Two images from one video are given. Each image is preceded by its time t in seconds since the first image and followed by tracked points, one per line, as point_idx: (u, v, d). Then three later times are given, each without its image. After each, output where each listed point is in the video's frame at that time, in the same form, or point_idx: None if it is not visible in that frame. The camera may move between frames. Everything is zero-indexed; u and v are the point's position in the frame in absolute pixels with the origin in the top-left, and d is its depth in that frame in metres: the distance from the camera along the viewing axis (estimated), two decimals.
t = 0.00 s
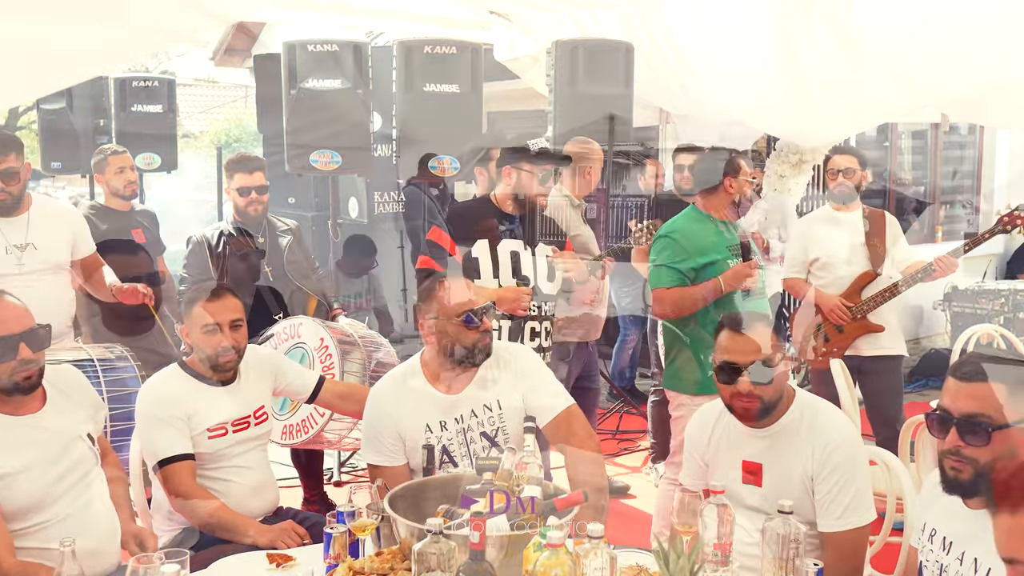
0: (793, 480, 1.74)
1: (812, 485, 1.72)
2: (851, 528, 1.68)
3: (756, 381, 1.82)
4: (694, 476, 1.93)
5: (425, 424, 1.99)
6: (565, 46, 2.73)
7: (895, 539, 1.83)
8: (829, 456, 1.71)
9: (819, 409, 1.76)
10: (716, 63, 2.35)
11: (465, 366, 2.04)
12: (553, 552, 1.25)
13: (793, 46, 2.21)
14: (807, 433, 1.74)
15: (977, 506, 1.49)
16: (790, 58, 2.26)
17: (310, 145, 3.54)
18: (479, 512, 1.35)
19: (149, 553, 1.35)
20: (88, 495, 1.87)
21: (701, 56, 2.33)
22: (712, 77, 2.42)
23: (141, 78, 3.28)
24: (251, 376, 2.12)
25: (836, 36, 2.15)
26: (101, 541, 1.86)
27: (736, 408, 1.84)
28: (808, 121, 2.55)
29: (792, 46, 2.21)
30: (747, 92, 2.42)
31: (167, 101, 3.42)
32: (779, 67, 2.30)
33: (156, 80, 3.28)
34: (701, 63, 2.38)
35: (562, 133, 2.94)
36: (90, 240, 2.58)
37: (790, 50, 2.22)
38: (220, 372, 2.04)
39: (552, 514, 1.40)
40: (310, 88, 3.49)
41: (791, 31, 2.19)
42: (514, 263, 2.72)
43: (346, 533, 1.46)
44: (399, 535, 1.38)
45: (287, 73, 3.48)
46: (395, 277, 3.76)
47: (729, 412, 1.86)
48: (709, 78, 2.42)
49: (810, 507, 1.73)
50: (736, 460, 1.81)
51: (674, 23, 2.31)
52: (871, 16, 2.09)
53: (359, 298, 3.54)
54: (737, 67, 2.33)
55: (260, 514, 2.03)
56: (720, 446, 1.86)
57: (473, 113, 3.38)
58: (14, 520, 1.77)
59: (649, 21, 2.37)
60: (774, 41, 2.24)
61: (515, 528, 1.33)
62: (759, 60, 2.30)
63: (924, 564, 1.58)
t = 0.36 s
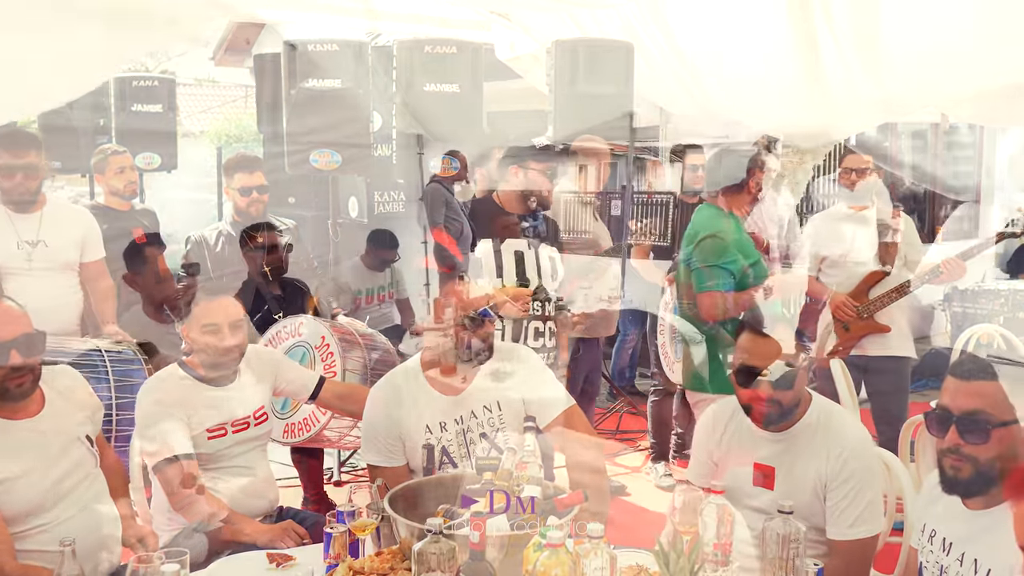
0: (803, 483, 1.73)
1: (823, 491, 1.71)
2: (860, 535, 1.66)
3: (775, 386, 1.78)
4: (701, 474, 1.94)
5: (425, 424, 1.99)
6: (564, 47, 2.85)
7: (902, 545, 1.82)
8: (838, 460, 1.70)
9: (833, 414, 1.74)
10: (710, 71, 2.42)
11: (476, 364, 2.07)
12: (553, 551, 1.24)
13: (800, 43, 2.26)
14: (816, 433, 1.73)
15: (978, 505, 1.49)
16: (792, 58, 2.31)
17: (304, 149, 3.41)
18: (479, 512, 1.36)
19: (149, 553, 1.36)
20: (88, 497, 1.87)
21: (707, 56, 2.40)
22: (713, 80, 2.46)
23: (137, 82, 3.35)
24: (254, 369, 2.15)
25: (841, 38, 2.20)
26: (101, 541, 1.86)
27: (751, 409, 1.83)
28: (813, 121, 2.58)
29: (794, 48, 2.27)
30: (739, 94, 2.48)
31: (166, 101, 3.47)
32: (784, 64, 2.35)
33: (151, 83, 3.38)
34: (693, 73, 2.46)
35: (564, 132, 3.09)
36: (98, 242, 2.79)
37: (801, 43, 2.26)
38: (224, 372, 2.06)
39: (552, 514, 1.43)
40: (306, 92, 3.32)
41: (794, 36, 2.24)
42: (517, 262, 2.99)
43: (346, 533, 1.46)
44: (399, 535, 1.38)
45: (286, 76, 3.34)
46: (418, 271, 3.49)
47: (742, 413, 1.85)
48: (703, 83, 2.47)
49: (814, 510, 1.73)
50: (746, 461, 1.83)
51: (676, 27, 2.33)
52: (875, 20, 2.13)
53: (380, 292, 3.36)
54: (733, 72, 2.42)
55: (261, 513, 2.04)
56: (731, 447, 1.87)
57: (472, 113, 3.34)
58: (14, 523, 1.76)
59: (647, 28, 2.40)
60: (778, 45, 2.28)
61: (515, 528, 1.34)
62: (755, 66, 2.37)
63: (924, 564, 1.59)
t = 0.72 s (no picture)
0: (806, 484, 1.70)
1: (826, 493, 1.67)
2: (860, 538, 1.61)
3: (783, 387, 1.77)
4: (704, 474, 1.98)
5: (424, 425, 2.05)
6: (563, 46, 3.36)
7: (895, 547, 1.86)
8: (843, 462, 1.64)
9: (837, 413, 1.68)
10: (716, 84, 3.15)
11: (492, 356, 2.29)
12: (554, 551, 1.23)
13: (820, 94, 3.01)
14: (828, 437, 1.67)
15: (975, 505, 1.44)
16: (823, 105, 3.08)
17: (313, 148, 3.55)
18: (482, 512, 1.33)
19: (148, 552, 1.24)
20: (86, 500, 1.83)
21: (759, 97, 3.13)
22: (718, 93, 3.21)
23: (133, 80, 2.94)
24: (265, 362, 2.22)
25: (861, 88, 2.91)
26: (103, 540, 1.84)
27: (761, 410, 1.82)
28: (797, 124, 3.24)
29: (807, 91, 2.99)
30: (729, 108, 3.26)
31: (168, 101, 3.06)
32: (835, 110, 3.09)
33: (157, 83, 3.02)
34: (704, 80, 3.17)
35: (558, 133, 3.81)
36: (115, 244, 2.78)
37: (824, 100, 3.05)
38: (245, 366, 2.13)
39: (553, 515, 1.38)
40: (313, 91, 3.42)
41: (801, 50, 2.77)
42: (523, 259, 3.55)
43: (345, 533, 1.44)
44: (399, 536, 1.36)
45: (297, 77, 3.36)
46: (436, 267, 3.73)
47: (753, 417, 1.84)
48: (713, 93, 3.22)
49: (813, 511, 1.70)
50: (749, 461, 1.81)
51: (694, 29, 2.97)
52: (934, 65, 2.75)
53: (400, 288, 3.33)
54: (748, 88, 3.10)
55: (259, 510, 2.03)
56: (733, 448, 1.88)
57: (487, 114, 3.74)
58: (16, 525, 1.70)
59: (662, 42, 3.14)
60: (778, 71, 2.92)
61: (515, 529, 1.33)
62: (753, 83, 3.06)
63: (922, 564, 1.55)
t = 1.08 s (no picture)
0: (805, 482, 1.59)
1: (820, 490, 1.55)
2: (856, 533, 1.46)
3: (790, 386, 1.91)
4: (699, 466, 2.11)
5: (425, 426, 2.10)
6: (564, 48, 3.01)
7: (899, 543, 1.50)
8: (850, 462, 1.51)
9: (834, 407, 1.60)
10: (732, 77, 2.97)
11: (507, 351, 2.35)
12: (554, 552, 1.24)
13: (839, 86, 2.83)
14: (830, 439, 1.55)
15: (977, 507, 1.26)
16: (848, 95, 2.93)
17: (334, 146, 3.89)
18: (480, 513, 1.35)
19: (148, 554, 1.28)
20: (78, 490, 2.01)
21: (776, 93, 3.03)
22: (736, 88, 3.11)
23: (170, 79, 3.12)
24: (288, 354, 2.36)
25: (889, 81, 2.68)
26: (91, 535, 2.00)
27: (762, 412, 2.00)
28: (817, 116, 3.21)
29: (831, 82, 2.80)
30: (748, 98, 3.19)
31: (163, 101, 3.11)
32: (859, 100, 2.93)
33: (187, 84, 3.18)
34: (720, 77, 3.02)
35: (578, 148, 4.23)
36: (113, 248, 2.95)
37: (852, 91, 2.85)
38: (267, 359, 2.27)
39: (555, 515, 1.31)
40: (336, 92, 3.76)
41: (822, 50, 2.53)
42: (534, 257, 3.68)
43: (345, 534, 1.37)
44: (398, 535, 1.38)
45: (319, 75, 3.68)
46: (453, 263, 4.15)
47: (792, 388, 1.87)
48: (729, 87, 3.13)
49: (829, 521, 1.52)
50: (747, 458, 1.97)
51: (714, 28, 2.59)
52: (961, 59, 2.42)
53: (418, 283, 3.21)
54: (765, 88, 2.99)
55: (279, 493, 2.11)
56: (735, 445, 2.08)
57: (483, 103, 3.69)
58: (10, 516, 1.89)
59: (682, 33, 2.70)
60: (793, 70, 2.76)
61: (515, 530, 1.30)
62: (768, 82, 2.91)
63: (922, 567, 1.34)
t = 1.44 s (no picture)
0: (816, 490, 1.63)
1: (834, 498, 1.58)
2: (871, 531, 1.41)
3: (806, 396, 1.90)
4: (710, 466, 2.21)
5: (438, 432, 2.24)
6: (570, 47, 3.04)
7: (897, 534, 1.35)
8: (887, 469, 1.26)
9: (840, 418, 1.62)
10: (753, 76, 2.92)
11: (523, 350, 2.39)
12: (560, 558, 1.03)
13: (862, 88, 2.75)
14: (860, 442, 1.31)
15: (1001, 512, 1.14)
16: (872, 99, 2.83)
17: (359, 145, 4.24)
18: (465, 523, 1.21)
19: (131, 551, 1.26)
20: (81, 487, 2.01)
21: (794, 94, 2.99)
22: (762, 88, 3.03)
23: (200, 83, 3.17)
24: (310, 348, 2.40)
25: (913, 85, 2.58)
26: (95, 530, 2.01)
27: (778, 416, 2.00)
28: (844, 114, 3.13)
29: (855, 83, 2.73)
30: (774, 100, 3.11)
31: (173, 100, 3.05)
32: (885, 104, 2.82)
33: (214, 87, 3.24)
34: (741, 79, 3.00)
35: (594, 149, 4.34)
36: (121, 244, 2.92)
37: (877, 94, 2.76)
38: (290, 353, 2.30)
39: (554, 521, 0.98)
40: (362, 94, 4.19)
41: (845, 46, 2.49)
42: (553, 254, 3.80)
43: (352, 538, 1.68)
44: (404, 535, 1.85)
45: (346, 79, 4.03)
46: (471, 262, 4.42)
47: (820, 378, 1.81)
48: (754, 89, 3.06)
49: (841, 523, 1.38)
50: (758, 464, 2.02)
51: (737, 35, 2.61)
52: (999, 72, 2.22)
53: (436, 282, 3.29)
54: (783, 85, 2.93)
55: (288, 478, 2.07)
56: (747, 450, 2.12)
57: (504, 97, 3.85)
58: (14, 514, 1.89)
59: (704, 36, 2.72)
60: (818, 68, 2.71)
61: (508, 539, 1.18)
62: (787, 79, 2.86)
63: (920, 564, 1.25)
